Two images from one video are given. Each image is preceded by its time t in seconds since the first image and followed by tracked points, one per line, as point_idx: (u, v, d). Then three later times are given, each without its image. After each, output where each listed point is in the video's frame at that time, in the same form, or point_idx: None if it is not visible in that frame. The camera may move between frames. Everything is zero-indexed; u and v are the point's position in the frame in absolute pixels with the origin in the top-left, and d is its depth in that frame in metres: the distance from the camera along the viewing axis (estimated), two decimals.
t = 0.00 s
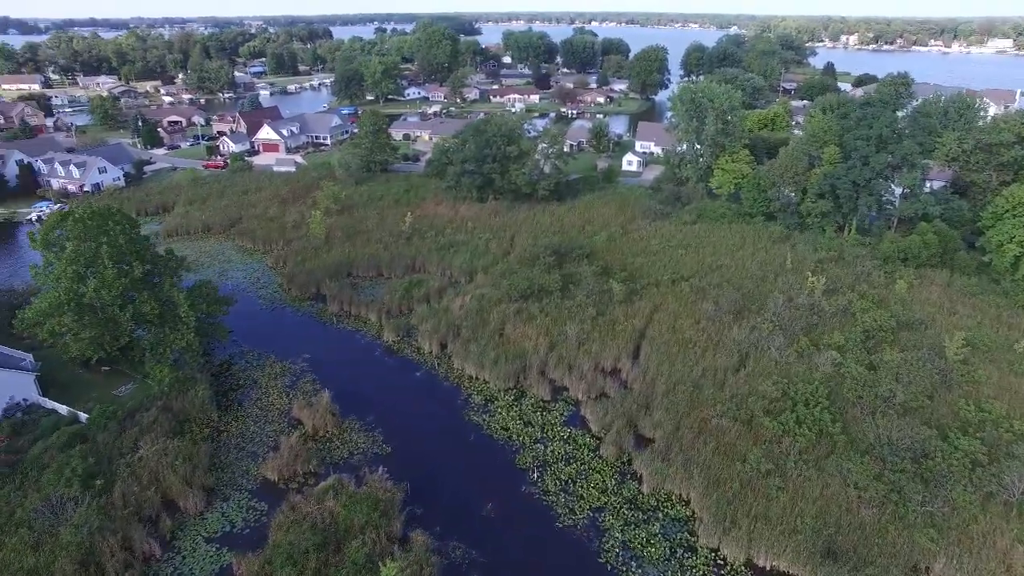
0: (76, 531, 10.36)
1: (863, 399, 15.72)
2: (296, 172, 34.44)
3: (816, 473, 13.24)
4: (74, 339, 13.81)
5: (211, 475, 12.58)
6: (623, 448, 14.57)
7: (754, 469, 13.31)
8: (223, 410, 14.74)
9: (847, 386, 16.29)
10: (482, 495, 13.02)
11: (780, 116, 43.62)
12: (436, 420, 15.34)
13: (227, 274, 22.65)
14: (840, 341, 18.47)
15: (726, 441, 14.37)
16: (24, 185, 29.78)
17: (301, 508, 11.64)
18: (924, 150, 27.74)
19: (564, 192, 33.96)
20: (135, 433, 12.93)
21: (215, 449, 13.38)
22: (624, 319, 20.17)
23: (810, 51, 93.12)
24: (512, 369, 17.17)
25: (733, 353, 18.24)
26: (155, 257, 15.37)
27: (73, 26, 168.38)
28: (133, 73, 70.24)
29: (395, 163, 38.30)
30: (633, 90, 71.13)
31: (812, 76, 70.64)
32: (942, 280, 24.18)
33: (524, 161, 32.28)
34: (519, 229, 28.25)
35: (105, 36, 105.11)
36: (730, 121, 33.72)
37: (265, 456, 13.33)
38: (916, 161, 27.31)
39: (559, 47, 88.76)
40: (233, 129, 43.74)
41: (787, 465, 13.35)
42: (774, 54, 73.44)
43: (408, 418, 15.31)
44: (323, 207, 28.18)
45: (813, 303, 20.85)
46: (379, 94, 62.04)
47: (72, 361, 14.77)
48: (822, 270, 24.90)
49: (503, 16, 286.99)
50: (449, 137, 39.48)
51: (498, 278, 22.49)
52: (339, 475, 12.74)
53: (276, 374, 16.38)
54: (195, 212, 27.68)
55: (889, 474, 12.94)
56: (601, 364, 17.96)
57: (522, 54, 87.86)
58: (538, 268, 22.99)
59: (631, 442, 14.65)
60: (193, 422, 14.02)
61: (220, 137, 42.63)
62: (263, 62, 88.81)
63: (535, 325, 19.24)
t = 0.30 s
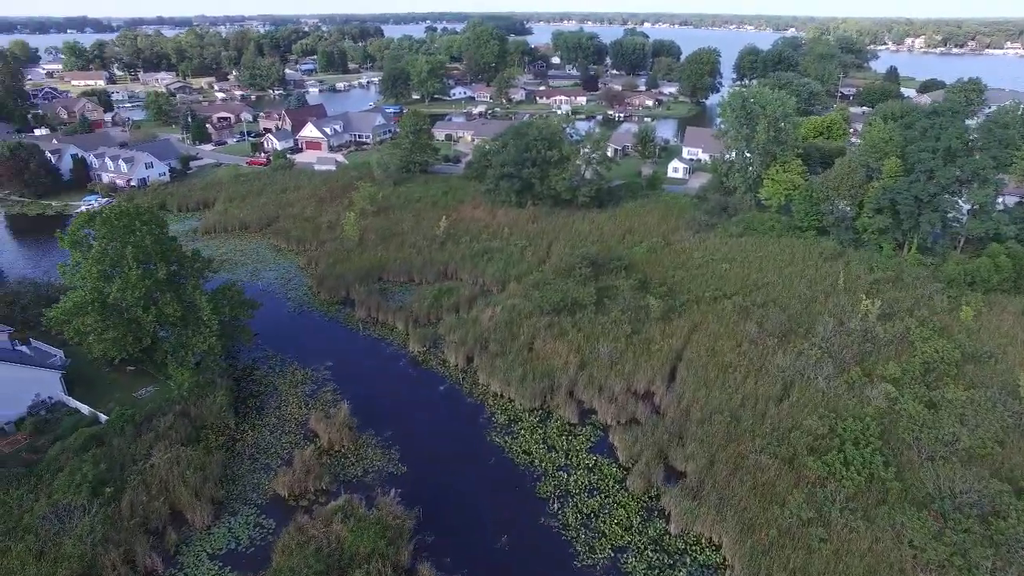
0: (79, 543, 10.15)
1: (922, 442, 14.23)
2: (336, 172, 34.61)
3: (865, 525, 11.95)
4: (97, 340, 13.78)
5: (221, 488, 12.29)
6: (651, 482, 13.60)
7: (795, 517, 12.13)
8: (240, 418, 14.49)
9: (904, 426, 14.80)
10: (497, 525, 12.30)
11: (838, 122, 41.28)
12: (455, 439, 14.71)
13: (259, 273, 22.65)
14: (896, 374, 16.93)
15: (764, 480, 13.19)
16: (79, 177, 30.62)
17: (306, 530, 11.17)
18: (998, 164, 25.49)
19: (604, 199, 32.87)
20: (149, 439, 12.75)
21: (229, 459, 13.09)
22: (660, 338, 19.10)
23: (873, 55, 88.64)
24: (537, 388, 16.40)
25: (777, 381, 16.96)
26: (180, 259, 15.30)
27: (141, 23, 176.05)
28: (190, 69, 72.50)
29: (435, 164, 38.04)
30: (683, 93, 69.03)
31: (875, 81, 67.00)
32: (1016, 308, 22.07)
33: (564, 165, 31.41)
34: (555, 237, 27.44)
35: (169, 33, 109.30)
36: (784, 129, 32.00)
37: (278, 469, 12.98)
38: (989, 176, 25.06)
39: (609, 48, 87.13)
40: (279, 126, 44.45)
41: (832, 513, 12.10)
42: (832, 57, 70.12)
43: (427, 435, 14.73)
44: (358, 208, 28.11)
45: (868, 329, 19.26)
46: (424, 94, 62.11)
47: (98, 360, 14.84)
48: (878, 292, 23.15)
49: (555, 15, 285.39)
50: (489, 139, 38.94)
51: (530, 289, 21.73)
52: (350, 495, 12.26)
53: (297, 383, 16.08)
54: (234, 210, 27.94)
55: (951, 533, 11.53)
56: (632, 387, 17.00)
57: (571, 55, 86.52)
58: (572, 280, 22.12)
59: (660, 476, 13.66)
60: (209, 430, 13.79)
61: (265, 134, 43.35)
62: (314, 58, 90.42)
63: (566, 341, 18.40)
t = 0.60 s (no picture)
0: (73, 556, 9.89)
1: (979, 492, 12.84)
2: (368, 173, 34.48)
3: None
4: (111, 342, 13.66)
5: (224, 503, 11.93)
6: (674, 520, 12.66)
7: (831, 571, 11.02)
8: (252, 429, 14.16)
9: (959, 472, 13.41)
10: (506, 557, 11.61)
11: (892, 131, 39.00)
12: (468, 456, 14.19)
13: (284, 276, 22.51)
14: (950, 411, 15.46)
15: (798, 526, 12.08)
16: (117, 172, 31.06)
17: (305, 555, 10.69)
18: None
19: (640, 206, 31.73)
20: (156, 448, 12.51)
21: (235, 472, 12.76)
22: (692, 360, 18.03)
23: (933, 59, 84.18)
24: (557, 409, 15.61)
25: (817, 413, 15.71)
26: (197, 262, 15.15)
27: (196, 21, 181.64)
28: (238, 66, 74.09)
29: (469, 166, 37.53)
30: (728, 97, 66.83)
31: (935, 86, 63.40)
32: None
33: (598, 172, 30.46)
34: (586, 246, 26.55)
35: (221, 31, 112.18)
36: (833, 138, 30.28)
37: (283, 485, 12.56)
38: None
39: (652, 50, 85.22)
40: (317, 125, 44.72)
41: (874, 570, 10.92)
42: (888, 61, 66.83)
43: (439, 451, 14.22)
44: (387, 211, 27.82)
45: (920, 360, 17.74)
46: (463, 95, 61.77)
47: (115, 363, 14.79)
48: (932, 317, 21.47)
49: (600, 16, 282.42)
50: (524, 142, 38.20)
51: (556, 301, 20.93)
52: (353, 519, 11.73)
53: (311, 393, 15.71)
54: (265, 209, 28.02)
55: None
56: (658, 413, 16.04)
57: (614, 56, 84.93)
58: (601, 293, 21.22)
59: (683, 514, 12.70)
60: (218, 441, 13.49)
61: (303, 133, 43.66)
62: (358, 57, 91.29)
63: (590, 360, 17.55)
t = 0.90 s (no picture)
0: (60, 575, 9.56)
1: None
2: (395, 174, 34.16)
3: None
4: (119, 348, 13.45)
5: (221, 521, 11.52)
6: (693, 563, 11.77)
7: None
8: (256, 441, 13.80)
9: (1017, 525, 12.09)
10: None
11: (943, 139, 36.77)
12: (475, 464, 14.06)
13: (303, 279, 22.28)
14: (1006, 455, 14.07)
15: None
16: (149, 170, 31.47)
17: None
18: None
19: (672, 215, 30.60)
20: (156, 459, 12.22)
21: (235, 488, 12.39)
22: (719, 384, 17.01)
23: (992, 62, 79.81)
24: (573, 433, 14.82)
25: (854, 448, 14.51)
26: (208, 268, 14.86)
27: (240, 19, 186.18)
28: (276, 64, 75.09)
29: (497, 169, 36.92)
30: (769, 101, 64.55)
31: (993, 92, 59.90)
32: None
33: (629, 178, 29.44)
34: (614, 256, 25.64)
35: (263, 29, 114.15)
36: (879, 147, 28.58)
37: (283, 505, 12.12)
38: None
39: (692, 51, 83.08)
40: (349, 124, 44.74)
41: None
42: (940, 65, 63.66)
43: (446, 459, 14.11)
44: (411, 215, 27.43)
45: (972, 393, 16.31)
46: (497, 95, 61.16)
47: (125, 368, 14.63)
48: (984, 344, 19.87)
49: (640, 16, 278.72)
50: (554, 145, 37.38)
51: (579, 315, 20.13)
52: (350, 545, 11.19)
53: (319, 405, 15.31)
54: (291, 209, 27.94)
55: None
56: (681, 441, 15.11)
57: (652, 57, 83.13)
58: (626, 308, 20.32)
59: (703, 556, 11.81)
60: (221, 453, 13.14)
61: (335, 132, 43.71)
62: (395, 55, 91.59)
63: (611, 380, 16.71)
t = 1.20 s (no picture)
0: None
1: None
2: (423, 176, 33.78)
3: None
4: (127, 353, 13.25)
5: (217, 539, 11.14)
6: None
7: None
8: (262, 455, 13.44)
9: None
10: None
11: (1003, 149, 34.39)
12: (480, 469, 13.96)
13: (324, 283, 22.01)
14: None
15: None
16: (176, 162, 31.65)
17: None
18: None
19: (706, 225, 29.36)
20: (157, 471, 11.94)
21: (236, 504, 12.03)
22: (750, 412, 15.95)
23: None
24: (589, 459, 14.07)
25: (896, 491, 13.33)
26: (220, 273, 14.59)
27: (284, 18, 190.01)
28: (314, 62, 75.74)
29: (527, 173, 36.19)
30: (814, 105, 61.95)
31: None
32: None
33: (662, 186, 28.36)
34: (643, 268, 24.65)
35: (304, 27, 115.63)
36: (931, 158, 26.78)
37: (282, 525, 11.68)
38: None
39: (734, 52, 80.57)
40: (381, 124, 44.64)
41: None
42: (1001, 69, 59.98)
43: (451, 464, 14.01)
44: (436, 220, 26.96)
45: None
46: (531, 96, 60.40)
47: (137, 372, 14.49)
48: None
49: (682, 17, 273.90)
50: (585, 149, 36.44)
51: (602, 331, 19.28)
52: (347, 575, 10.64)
53: (329, 418, 14.90)
54: (317, 210, 27.80)
55: None
56: (704, 472, 14.21)
57: (692, 59, 81.01)
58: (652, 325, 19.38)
59: None
60: (225, 468, 12.81)
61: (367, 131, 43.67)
62: (431, 54, 91.59)
63: (633, 404, 15.85)
